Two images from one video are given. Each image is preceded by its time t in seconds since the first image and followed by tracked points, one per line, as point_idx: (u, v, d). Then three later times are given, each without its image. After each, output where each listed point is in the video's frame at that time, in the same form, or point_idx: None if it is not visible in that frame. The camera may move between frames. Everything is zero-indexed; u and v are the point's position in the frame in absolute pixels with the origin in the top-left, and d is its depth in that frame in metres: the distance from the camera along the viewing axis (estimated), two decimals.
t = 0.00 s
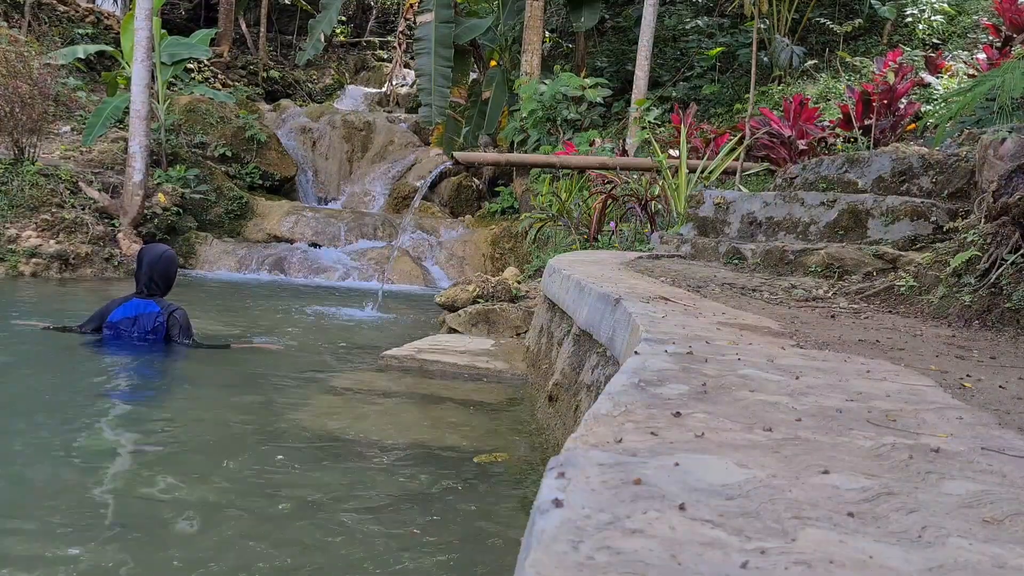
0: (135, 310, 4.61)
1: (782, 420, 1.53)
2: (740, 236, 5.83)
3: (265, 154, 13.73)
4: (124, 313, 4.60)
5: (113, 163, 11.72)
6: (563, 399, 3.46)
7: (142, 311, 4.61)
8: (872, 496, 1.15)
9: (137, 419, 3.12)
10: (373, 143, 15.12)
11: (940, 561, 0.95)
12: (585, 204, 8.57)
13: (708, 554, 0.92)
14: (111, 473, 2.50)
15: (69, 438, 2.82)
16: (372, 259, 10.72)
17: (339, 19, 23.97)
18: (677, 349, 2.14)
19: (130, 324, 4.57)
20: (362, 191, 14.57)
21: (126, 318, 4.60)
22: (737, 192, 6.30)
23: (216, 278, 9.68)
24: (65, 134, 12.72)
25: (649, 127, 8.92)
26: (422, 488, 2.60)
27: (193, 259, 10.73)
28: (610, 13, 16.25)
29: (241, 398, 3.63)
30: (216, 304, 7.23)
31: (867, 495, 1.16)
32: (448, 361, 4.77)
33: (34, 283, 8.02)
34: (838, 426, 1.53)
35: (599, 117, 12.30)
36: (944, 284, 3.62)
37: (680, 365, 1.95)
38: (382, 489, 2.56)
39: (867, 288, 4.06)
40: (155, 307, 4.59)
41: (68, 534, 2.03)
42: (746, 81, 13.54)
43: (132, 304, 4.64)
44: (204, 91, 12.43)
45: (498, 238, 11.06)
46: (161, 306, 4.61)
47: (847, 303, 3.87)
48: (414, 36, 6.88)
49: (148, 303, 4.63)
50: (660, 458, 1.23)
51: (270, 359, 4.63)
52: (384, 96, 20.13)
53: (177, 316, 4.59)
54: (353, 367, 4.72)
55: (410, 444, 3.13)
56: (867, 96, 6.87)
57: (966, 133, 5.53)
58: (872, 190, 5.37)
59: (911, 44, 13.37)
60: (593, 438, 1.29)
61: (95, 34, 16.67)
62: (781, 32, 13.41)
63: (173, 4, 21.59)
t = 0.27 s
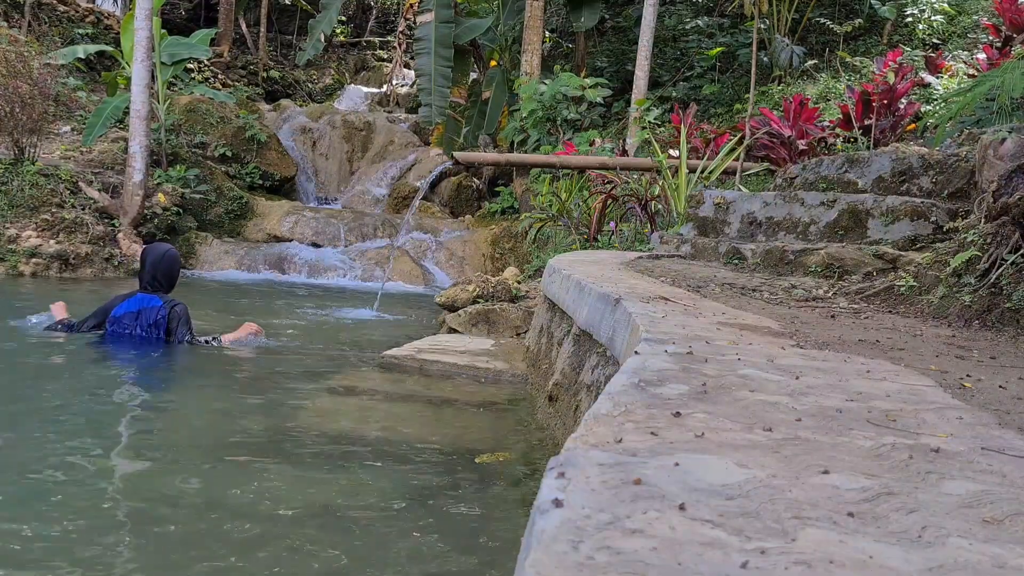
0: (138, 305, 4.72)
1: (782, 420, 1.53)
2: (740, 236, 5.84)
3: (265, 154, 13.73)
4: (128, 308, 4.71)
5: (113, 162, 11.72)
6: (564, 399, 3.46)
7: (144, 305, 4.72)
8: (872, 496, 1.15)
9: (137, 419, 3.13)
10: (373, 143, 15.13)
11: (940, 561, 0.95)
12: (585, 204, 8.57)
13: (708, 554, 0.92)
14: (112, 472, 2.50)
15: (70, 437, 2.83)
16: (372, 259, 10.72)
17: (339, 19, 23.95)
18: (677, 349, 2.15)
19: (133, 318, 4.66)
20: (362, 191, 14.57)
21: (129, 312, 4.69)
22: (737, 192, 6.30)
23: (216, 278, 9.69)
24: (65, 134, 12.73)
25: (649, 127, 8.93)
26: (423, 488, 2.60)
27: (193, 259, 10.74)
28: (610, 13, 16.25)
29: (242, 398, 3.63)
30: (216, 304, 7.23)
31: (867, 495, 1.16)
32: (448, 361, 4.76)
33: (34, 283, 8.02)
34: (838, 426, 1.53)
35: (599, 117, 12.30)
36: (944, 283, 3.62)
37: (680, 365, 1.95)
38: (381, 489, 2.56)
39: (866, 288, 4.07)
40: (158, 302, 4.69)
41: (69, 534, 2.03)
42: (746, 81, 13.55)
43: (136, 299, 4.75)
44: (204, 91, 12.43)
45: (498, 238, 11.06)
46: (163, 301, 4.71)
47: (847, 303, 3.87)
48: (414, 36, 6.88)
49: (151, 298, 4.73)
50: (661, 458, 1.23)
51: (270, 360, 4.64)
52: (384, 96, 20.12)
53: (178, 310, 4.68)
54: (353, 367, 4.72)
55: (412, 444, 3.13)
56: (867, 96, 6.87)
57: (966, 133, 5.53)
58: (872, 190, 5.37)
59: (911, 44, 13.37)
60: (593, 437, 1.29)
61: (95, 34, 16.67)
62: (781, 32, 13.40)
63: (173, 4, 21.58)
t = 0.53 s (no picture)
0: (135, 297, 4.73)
1: (782, 420, 1.53)
2: (740, 236, 5.84)
3: (265, 154, 13.73)
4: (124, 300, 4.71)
5: (113, 163, 11.71)
6: (563, 399, 3.46)
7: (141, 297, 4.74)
8: (872, 496, 1.15)
9: (138, 419, 3.13)
10: (373, 143, 15.13)
11: (941, 561, 0.95)
12: (585, 204, 8.57)
13: (708, 554, 0.92)
14: (113, 472, 2.50)
15: (71, 438, 2.83)
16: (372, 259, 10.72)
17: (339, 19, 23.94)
18: (677, 349, 2.14)
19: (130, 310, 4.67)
20: (362, 191, 14.57)
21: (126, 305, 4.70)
22: (737, 192, 6.30)
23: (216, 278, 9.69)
24: (65, 134, 12.73)
25: (649, 127, 8.93)
26: (423, 488, 2.60)
27: (193, 259, 10.74)
28: (610, 13, 16.25)
29: (242, 398, 3.62)
30: (216, 304, 7.23)
31: (868, 495, 1.15)
32: (448, 361, 4.77)
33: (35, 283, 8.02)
34: (838, 426, 1.53)
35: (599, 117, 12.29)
36: (944, 284, 3.62)
37: (681, 365, 1.95)
38: (381, 489, 2.56)
39: (866, 288, 4.07)
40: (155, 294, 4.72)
41: (70, 534, 2.04)
42: (746, 81, 13.55)
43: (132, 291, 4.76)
44: (204, 91, 12.42)
45: (498, 238, 11.06)
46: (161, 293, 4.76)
47: (847, 303, 3.87)
48: (414, 36, 6.88)
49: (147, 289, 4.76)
50: (661, 458, 1.23)
51: (270, 360, 4.64)
52: (384, 96, 20.12)
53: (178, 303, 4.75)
54: (353, 367, 4.72)
55: (412, 444, 3.13)
56: (867, 96, 6.87)
57: (966, 133, 5.53)
58: (872, 190, 5.37)
59: (912, 44, 13.37)
60: (593, 438, 1.29)
61: (95, 34, 16.66)
62: (781, 32, 13.40)
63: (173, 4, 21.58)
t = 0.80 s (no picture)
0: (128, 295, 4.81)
1: (782, 421, 1.53)
2: (740, 237, 5.84)
3: (265, 154, 13.73)
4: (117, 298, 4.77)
5: (113, 163, 11.71)
6: (563, 399, 3.46)
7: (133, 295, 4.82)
8: (872, 496, 1.15)
9: (138, 419, 3.13)
10: (373, 143, 15.14)
11: (940, 561, 0.95)
12: (585, 204, 8.57)
13: (708, 554, 0.92)
14: (114, 473, 2.50)
15: (71, 438, 2.83)
16: (372, 259, 10.72)
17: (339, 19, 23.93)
18: (677, 349, 2.14)
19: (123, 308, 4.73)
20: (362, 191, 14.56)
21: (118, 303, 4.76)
22: (737, 192, 6.30)
23: (216, 278, 9.68)
24: (65, 134, 12.73)
25: (649, 127, 8.93)
26: (423, 488, 2.60)
27: (193, 259, 10.74)
28: (611, 13, 16.25)
29: (242, 398, 3.62)
30: (216, 304, 7.23)
31: (867, 495, 1.16)
32: (448, 361, 4.76)
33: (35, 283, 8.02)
34: (838, 426, 1.53)
35: (599, 117, 12.29)
36: (944, 284, 3.62)
37: (680, 365, 1.95)
38: (381, 489, 2.56)
39: (866, 288, 4.06)
40: (149, 292, 4.83)
41: (69, 534, 2.04)
42: (746, 81, 13.54)
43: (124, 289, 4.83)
44: (204, 91, 12.42)
45: (498, 238, 11.06)
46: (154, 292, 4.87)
47: (847, 303, 3.87)
48: (414, 36, 6.88)
49: (139, 287, 4.85)
50: (661, 458, 1.23)
51: (271, 360, 4.63)
52: (384, 96, 20.12)
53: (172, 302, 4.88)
54: (353, 367, 4.72)
55: (411, 444, 3.13)
56: (867, 96, 6.86)
57: (966, 133, 5.53)
58: (872, 190, 5.37)
59: (912, 44, 13.37)
60: (593, 438, 1.29)
61: (95, 34, 16.67)
62: (781, 32, 13.40)
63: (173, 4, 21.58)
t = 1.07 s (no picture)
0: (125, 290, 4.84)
1: (782, 420, 1.53)
2: (740, 236, 5.84)
3: (265, 154, 13.73)
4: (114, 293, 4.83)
5: (113, 162, 11.71)
6: (563, 399, 3.46)
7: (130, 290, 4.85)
8: (872, 496, 1.15)
9: (138, 419, 3.13)
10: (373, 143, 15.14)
11: (940, 561, 0.95)
12: (585, 204, 8.57)
13: (708, 554, 0.92)
14: (113, 472, 2.50)
15: (71, 437, 2.83)
16: (372, 259, 10.72)
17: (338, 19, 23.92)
18: (677, 349, 2.14)
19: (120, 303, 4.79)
20: (362, 191, 14.56)
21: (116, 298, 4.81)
22: (737, 192, 6.30)
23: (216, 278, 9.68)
24: (65, 134, 12.74)
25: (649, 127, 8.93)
26: (422, 489, 2.60)
27: (193, 259, 10.74)
28: (611, 13, 16.25)
29: (242, 398, 3.62)
30: (216, 304, 7.23)
31: (868, 495, 1.15)
32: (448, 361, 4.76)
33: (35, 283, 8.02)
34: (838, 426, 1.53)
35: (599, 117, 12.29)
36: (944, 284, 3.62)
37: (681, 365, 1.95)
38: (381, 489, 2.55)
39: (867, 288, 4.06)
40: (144, 287, 4.83)
41: (70, 533, 2.04)
42: (746, 81, 13.55)
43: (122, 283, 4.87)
44: (204, 91, 12.42)
45: (498, 238, 11.07)
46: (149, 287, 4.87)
47: (847, 303, 3.87)
48: (414, 36, 6.88)
49: (136, 282, 4.87)
50: (661, 458, 1.23)
51: (271, 360, 4.63)
52: (384, 96, 20.12)
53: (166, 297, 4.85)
54: (353, 367, 4.72)
55: (411, 444, 3.12)
56: (867, 96, 6.86)
57: (966, 133, 5.53)
58: (872, 190, 5.37)
59: (911, 44, 13.37)
60: (593, 438, 1.29)
61: (96, 34, 16.67)
62: (780, 32, 13.40)
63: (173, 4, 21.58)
